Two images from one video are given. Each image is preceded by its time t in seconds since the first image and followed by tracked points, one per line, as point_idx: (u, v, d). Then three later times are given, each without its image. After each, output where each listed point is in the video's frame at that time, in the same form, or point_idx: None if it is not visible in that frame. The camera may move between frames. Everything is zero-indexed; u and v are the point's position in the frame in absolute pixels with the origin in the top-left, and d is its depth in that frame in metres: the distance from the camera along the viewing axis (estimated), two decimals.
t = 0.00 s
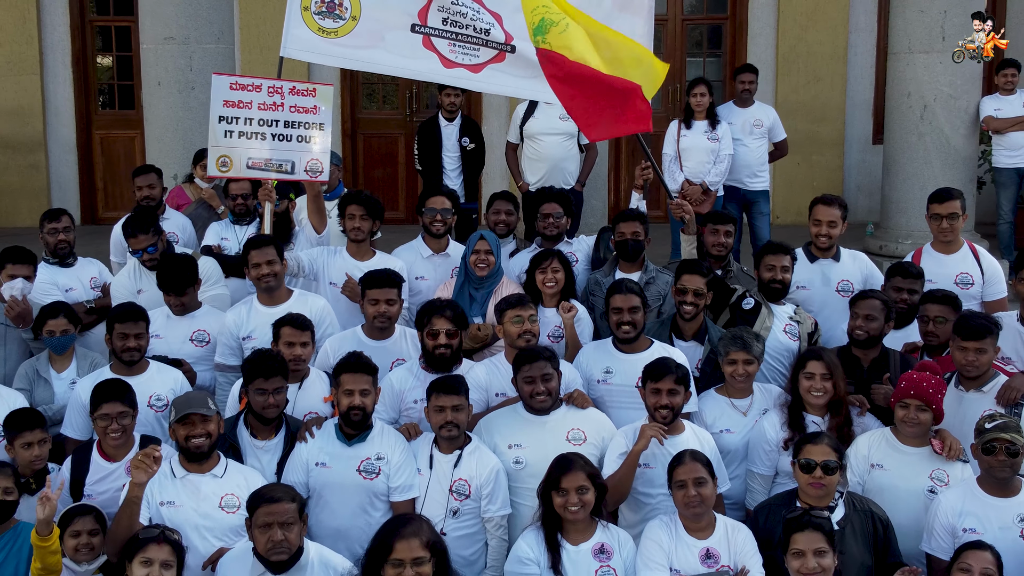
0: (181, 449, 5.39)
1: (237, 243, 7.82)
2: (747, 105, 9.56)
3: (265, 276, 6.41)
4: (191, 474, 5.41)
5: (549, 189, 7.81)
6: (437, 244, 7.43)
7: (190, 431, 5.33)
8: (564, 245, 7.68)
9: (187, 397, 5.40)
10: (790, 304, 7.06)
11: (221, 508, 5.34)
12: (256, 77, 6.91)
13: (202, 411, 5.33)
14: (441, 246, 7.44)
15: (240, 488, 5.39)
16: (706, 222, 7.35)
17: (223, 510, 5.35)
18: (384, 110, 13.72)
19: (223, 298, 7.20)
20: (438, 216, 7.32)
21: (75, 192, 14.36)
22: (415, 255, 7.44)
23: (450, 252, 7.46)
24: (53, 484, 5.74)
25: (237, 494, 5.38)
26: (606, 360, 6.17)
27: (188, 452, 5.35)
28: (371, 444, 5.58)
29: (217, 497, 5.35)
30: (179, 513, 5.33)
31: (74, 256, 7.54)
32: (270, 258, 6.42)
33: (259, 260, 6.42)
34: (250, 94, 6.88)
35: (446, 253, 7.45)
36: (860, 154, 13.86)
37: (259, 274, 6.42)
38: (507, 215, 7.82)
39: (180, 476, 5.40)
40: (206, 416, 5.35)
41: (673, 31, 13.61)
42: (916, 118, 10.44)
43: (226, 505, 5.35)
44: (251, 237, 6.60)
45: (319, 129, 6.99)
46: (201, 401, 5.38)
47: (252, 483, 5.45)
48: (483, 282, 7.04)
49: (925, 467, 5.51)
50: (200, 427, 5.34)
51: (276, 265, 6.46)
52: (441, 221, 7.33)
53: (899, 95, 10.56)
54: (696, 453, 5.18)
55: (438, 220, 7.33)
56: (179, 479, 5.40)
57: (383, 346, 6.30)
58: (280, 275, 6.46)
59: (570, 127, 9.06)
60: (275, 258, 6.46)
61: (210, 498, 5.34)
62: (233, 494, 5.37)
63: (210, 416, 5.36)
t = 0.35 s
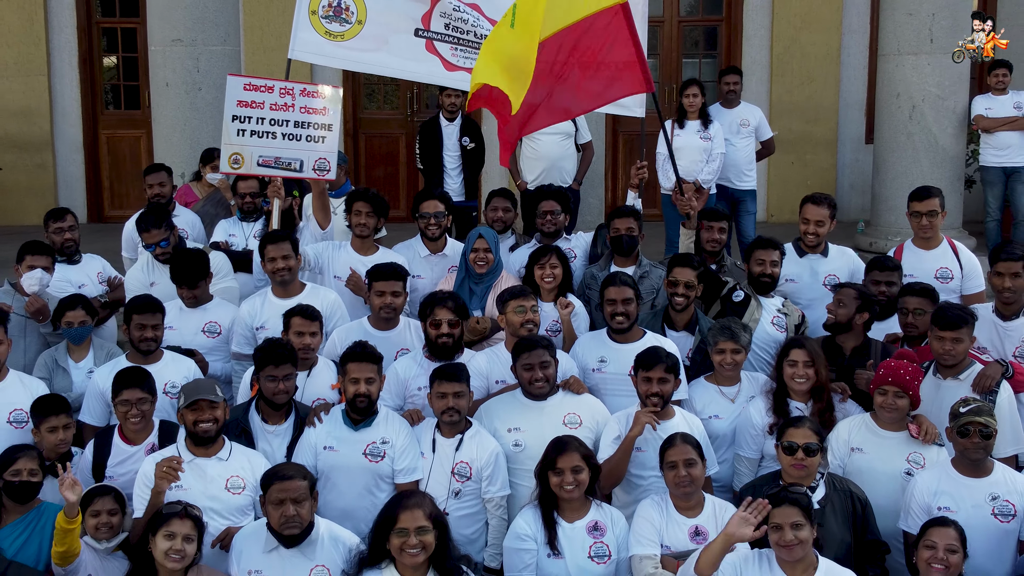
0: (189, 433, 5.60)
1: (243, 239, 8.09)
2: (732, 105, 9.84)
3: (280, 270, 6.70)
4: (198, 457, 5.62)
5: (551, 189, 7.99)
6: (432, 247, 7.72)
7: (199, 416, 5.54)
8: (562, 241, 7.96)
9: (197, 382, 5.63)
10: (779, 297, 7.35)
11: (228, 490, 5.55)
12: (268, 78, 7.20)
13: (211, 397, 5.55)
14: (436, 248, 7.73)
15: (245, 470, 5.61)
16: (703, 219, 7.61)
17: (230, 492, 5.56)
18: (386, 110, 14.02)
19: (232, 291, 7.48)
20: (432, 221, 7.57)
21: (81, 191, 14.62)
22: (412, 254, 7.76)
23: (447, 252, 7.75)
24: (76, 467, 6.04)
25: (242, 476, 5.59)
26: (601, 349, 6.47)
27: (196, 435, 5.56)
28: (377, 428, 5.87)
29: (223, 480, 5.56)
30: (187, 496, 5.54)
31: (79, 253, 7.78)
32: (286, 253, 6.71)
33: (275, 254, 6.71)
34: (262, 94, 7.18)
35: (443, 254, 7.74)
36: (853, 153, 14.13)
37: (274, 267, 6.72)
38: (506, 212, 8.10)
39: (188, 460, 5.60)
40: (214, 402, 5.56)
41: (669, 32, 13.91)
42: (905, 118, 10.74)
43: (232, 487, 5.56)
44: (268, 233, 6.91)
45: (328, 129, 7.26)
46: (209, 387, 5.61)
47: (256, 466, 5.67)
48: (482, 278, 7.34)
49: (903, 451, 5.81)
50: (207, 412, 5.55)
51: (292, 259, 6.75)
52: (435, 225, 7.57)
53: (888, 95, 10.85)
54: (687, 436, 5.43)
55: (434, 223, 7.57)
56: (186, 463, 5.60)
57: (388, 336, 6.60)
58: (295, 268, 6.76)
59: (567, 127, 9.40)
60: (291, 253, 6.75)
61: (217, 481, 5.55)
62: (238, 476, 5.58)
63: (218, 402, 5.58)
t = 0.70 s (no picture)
0: (202, 417, 5.90)
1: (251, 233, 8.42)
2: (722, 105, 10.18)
3: (284, 260, 7.06)
4: (211, 440, 5.91)
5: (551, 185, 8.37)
6: (440, 237, 8.04)
7: (211, 401, 5.84)
8: (560, 237, 8.28)
9: (208, 369, 5.93)
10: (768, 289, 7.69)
11: (241, 469, 5.86)
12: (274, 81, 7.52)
13: (222, 383, 5.84)
14: (445, 238, 8.05)
15: (255, 450, 5.94)
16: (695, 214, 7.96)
17: (242, 471, 5.87)
18: (387, 110, 14.35)
19: (241, 282, 7.77)
20: (440, 211, 7.92)
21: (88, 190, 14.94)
22: (419, 246, 8.06)
23: (453, 244, 8.08)
24: (97, 449, 6.39)
25: (252, 456, 5.92)
26: (595, 338, 6.80)
27: (208, 420, 5.87)
28: (383, 412, 6.18)
29: (236, 459, 5.87)
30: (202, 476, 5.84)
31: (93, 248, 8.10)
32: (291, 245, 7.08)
33: (280, 246, 7.06)
34: (268, 97, 7.50)
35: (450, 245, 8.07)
36: (846, 153, 14.28)
37: (278, 258, 7.06)
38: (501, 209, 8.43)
39: (202, 442, 5.90)
40: (225, 389, 5.85)
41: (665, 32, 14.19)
42: (893, 118, 11.07)
43: (245, 466, 5.88)
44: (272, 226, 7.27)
45: (331, 129, 7.56)
46: (220, 374, 5.89)
47: (265, 446, 6.00)
48: (481, 271, 7.66)
49: (880, 433, 6.14)
50: (219, 398, 5.85)
51: (296, 252, 7.11)
52: (443, 215, 7.93)
53: (877, 95, 11.19)
54: (675, 418, 5.75)
55: (441, 214, 7.93)
56: (201, 445, 5.90)
57: (392, 326, 6.94)
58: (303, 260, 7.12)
59: (564, 126, 9.70)
60: (294, 245, 7.11)
61: (230, 461, 5.86)
62: (250, 456, 5.90)
63: (229, 388, 5.87)
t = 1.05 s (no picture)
0: (229, 401, 6.18)
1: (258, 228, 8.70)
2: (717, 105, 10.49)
3: (289, 254, 7.36)
4: (237, 423, 6.20)
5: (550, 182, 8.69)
6: (448, 230, 8.36)
7: (236, 387, 6.13)
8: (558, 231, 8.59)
9: (233, 356, 6.21)
10: (758, 282, 7.97)
11: (264, 451, 6.14)
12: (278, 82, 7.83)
13: (246, 370, 6.12)
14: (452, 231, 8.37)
15: (278, 433, 6.21)
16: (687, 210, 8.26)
17: (266, 453, 6.15)
18: (388, 109, 14.65)
19: (250, 276, 8.16)
20: (449, 204, 8.24)
21: (94, 188, 15.24)
22: (426, 239, 8.36)
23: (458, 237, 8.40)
24: (113, 434, 6.68)
25: (276, 439, 6.20)
26: (590, 328, 7.10)
27: (234, 404, 6.15)
28: (386, 398, 6.48)
29: (260, 442, 6.15)
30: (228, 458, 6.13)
31: (107, 243, 8.40)
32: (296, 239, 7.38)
33: (286, 241, 7.37)
34: (273, 97, 7.81)
35: (454, 238, 8.38)
36: (839, 151, 14.67)
37: (284, 252, 7.38)
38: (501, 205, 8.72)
39: (228, 425, 6.19)
40: (251, 374, 6.13)
41: (662, 34, 14.48)
42: (882, 118, 11.37)
43: (268, 448, 6.16)
44: (278, 221, 7.56)
45: (333, 127, 7.86)
46: (245, 361, 6.18)
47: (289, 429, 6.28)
48: (481, 265, 7.97)
49: (861, 418, 6.43)
50: (244, 384, 6.13)
51: (301, 246, 7.41)
52: (451, 209, 8.26)
53: (866, 96, 11.49)
54: (664, 402, 6.05)
55: (449, 207, 8.24)
56: (227, 428, 6.19)
57: (397, 317, 7.24)
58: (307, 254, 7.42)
59: (560, 126, 10.00)
60: (299, 239, 7.42)
61: (254, 443, 6.15)
62: (273, 438, 6.18)
63: (254, 374, 6.15)
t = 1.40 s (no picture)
0: (253, 386, 6.50)
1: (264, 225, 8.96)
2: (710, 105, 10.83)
3: (295, 248, 7.69)
4: (260, 406, 6.52)
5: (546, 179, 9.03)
6: (444, 222, 8.74)
7: (260, 373, 6.45)
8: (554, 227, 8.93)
9: (257, 344, 6.53)
10: (746, 276, 8.31)
11: (284, 434, 6.45)
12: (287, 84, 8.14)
13: (269, 358, 6.43)
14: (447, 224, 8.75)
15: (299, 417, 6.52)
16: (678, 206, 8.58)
17: (287, 436, 6.47)
18: (389, 109, 14.98)
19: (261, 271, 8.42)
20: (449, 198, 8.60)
21: (100, 187, 15.52)
22: (427, 234, 8.70)
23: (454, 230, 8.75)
24: (126, 419, 6.99)
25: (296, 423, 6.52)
26: (584, 318, 7.43)
27: (258, 389, 6.47)
28: (390, 384, 6.81)
29: (281, 425, 6.47)
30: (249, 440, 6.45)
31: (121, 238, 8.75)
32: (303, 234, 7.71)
33: (292, 236, 7.70)
34: (282, 98, 8.12)
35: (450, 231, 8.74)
36: (831, 151, 14.84)
37: (290, 247, 7.70)
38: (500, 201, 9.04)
39: (251, 408, 6.52)
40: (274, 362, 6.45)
41: (658, 36, 14.80)
42: (871, 118, 11.69)
43: (288, 432, 6.47)
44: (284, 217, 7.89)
45: (338, 127, 8.23)
46: (269, 349, 6.50)
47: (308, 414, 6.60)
48: (480, 259, 8.30)
49: (842, 403, 6.75)
50: (268, 371, 6.45)
51: (306, 241, 7.74)
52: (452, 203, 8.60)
53: (856, 96, 11.81)
54: (654, 386, 6.38)
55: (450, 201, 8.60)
56: (250, 411, 6.52)
57: (400, 308, 7.57)
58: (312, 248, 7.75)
59: (556, 125, 10.34)
60: (305, 234, 7.75)
61: (275, 427, 6.46)
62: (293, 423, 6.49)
63: (276, 362, 6.47)
